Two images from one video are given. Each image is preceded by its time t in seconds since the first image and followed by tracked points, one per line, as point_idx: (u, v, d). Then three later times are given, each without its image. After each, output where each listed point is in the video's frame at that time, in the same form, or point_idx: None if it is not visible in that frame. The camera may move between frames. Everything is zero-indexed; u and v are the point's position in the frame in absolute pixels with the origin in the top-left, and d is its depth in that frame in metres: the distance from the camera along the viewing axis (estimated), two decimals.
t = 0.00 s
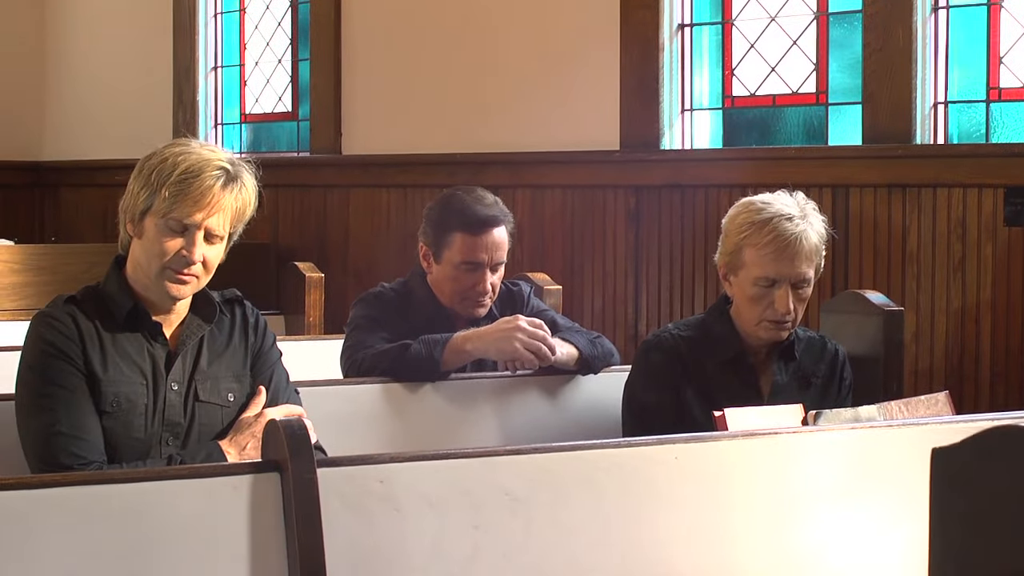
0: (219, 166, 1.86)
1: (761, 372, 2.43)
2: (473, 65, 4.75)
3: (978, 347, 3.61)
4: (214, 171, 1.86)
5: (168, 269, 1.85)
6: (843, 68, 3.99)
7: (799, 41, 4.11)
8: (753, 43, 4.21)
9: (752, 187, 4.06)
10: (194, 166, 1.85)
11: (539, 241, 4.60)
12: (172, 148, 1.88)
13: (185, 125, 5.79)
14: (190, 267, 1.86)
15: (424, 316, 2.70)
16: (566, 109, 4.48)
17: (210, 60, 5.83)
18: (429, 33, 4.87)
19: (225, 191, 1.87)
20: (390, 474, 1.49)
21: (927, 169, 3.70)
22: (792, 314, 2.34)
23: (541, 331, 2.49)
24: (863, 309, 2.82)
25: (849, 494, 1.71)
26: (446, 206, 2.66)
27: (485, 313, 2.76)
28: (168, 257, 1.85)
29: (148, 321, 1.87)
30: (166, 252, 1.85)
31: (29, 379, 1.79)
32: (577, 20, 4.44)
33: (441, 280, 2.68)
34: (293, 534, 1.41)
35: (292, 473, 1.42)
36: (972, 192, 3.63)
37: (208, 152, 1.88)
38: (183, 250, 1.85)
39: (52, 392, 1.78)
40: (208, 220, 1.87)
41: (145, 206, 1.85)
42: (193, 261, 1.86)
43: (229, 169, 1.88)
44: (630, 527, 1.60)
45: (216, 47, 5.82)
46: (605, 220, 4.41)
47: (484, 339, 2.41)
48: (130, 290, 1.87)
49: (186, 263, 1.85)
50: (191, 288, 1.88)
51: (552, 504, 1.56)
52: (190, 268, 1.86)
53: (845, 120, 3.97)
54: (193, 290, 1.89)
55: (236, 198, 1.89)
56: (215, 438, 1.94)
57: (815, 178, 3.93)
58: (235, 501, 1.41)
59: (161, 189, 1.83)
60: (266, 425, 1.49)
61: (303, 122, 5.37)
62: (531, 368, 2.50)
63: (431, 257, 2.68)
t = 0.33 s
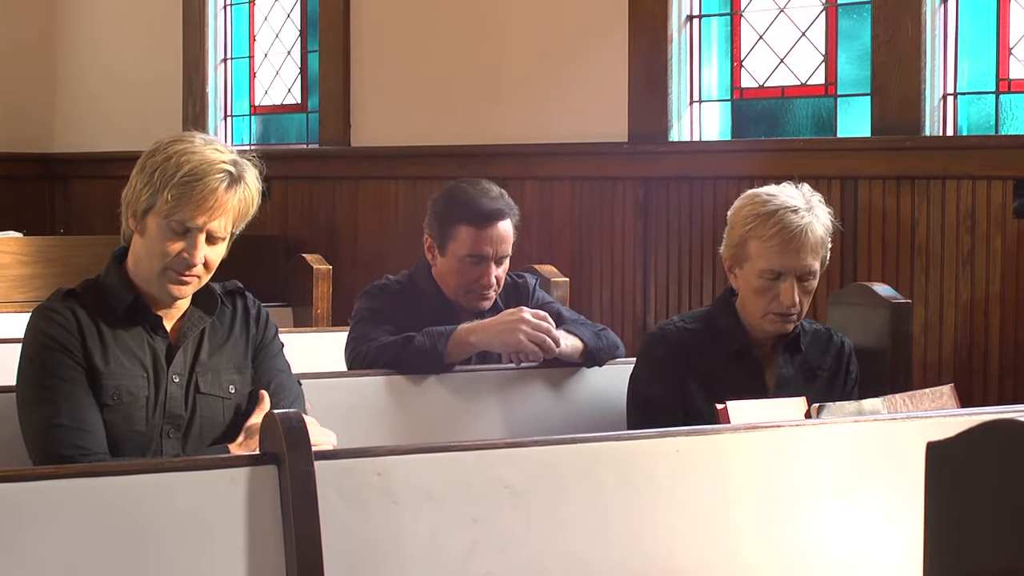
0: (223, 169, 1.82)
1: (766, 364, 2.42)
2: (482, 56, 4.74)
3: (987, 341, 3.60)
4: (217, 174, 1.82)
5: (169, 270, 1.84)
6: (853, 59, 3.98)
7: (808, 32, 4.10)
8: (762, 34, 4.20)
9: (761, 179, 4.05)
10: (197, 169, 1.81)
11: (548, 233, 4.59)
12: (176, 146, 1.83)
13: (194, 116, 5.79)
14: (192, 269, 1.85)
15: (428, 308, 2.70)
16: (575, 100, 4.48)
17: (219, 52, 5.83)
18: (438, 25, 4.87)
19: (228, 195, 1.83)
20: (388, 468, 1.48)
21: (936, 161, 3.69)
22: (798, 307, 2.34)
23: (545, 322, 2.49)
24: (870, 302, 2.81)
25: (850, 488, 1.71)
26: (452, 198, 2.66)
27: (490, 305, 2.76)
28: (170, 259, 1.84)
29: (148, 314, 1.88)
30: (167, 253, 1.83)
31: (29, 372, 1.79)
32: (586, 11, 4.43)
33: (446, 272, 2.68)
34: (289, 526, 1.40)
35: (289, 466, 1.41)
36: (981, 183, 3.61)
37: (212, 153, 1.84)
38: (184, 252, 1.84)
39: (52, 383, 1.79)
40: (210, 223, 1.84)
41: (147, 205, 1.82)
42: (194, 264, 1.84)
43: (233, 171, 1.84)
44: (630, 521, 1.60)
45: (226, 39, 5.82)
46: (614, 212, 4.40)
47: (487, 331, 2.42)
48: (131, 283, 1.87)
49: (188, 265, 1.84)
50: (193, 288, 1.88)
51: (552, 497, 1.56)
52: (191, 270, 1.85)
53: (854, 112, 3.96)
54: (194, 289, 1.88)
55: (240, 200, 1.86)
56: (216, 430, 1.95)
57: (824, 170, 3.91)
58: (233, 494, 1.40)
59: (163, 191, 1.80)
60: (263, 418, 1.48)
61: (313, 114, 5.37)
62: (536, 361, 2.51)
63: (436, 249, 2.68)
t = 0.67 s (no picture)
0: (228, 178, 1.79)
1: (772, 356, 2.42)
2: (491, 47, 4.74)
3: (996, 333, 3.59)
4: (222, 183, 1.78)
5: (171, 273, 1.83)
6: (862, 50, 3.96)
7: (817, 23, 4.08)
8: (771, 25, 4.19)
9: (770, 170, 4.04)
10: (202, 176, 1.78)
11: (557, 224, 4.59)
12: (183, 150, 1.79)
13: (204, 107, 5.80)
14: (194, 272, 1.84)
15: (433, 299, 2.71)
16: (583, 91, 4.47)
17: (230, 43, 5.83)
18: (447, 15, 4.86)
19: (233, 205, 1.80)
20: (386, 460, 1.48)
21: (946, 152, 3.67)
22: (803, 299, 2.33)
23: (550, 314, 2.49)
24: (878, 293, 2.80)
25: (851, 482, 1.71)
26: (457, 189, 2.66)
27: (495, 297, 2.76)
28: (172, 262, 1.82)
29: (152, 308, 1.89)
30: (169, 257, 1.82)
31: (34, 363, 1.79)
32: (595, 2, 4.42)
33: (451, 263, 2.68)
34: (286, 518, 1.40)
35: (287, 458, 1.40)
36: (991, 175, 3.60)
37: (218, 159, 1.80)
38: (186, 257, 1.82)
39: (59, 373, 1.79)
40: (214, 230, 1.81)
41: (151, 207, 1.80)
42: (196, 268, 1.83)
43: (239, 179, 1.81)
44: (630, 513, 1.60)
45: (236, 30, 5.82)
46: (623, 203, 4.40)
47: (491, 323, 2.44)
48: (132, 277, 1.87)
49: (189, 269, 1.83)
50: (194, 288, 1.87)
51: (552, 489, 1.56)
52: (193, 274, 1.84)
53: (864, 102, 3.95)
54: (196, 288, 1.88)
55: (244, 207, 1.83)
56: (218, 421, 1.96)
57: (833, 161, 3.90)
58: (230, 485, 1.39)
59: (167, 197, 1.77)
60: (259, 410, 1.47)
61: (322, 105, 5.37)
62: (540, 353, 2.51)
63: (441, 240, 2.69)
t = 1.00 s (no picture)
0: (229, 176, 1.78)
1: (774, 347, 2.41)
2: (496, 36, 4.73)
3: (1002, 325, 3.57)
4: (221, 181, 1.78)
5: (169, 268, 1.83)
6: (868, 39, 3.95)
7: (823, 12, 4.07)
8: (777, 15, 4.17)
9: (776, 161, 4.02)
10: (202, 173, 1.77)
11: (562, 214, 4.58)
12: (184, 145, 1.79)
13: (211, 97, 5.80)
14: (193, 267, 1.84)
15: (434, 289, 2.71)
16: (589, 81, 4.46)
17: (236, 33, 5.82)
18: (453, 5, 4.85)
19: (233, 202, 1.80)
20: (380, 451, 1.48)
21: (952, 142, 3.66)
22: (806, 290, 2.33)
23: (551, 305, 2.50)
24: (882, 284, 2.79)
25: (852, 475, 1.72)
26: (460, 179, 2.66)
27: (497, 288, 2.76)
28: (170, 257, 1.83)
29: (150, 300, 1.89)
30: (168, 252, 1.82)
31: (37, 350, 1.80)
32: None
33: (453, 254, 2.68)
34: (280, 509, 1.39)
35: (280, 449, 1.39)
36: (997, 165, 3.58)
37: (218, 155, 1.79)
38: (185, 252, 1.82)
39: (61, 360, 1.79)
40: (213, 227, 1.81)
41: (151, 202, 1.80)
42: (195, 264, 1.84)
43: (239, 177, 1.80)
44: (627, 504, 1.60)
45: (242, 20, 5.81)
46: (629, 194, 4.39)
47: (493, 313, 2.43)
48: (131, 268, 1.87)
49: (188, 265, 1.84)
50: (192, 282, 1.88)
51: (549, 479, 1.56)
52: (192, 269, 1.84)
53: (869, 93, 3.93)
54: (194, 282, 1.89)
55: (244, 203, 1.83)
56: (216, 412, 1.96)
57: (839, 151, 3.89)
58: (222, 477, 1.38)
59: (167, 193, 1.77)
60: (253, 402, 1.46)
61: (328, 95, 5.36)
62: (541, 345, 2.51)
63: (442, 230, 2.69)
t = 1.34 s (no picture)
0: (229, 169, 1.79)
1: (776, 338, 2.41)
2: (502, 26, 4.72)
3: (1008, 315, 3.56)
4: (222, 174, 1.78)
5: (169, 259, 1.84)
6: (874, 29, 3.93)
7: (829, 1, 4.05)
8: (782, 5, 4.16)
9: (782, 151, 4.01)
10: (203, 165, 1.78)
11: (568, 205, 4.58)
12: (186, 136, 1.79)
13: (218, 88, 5.79)
14: (192, 259, 1.85)
15: (436, 279, 2.71)
16: (594, 71, 4.46)
17: (242, 23, 5.81)
18: None
19: (232, 194, 1.80)
20: (376, 442, 1.48)
21: (957, 131, 3.65)
22: (807, 281, 2.32)
23: (553, 296, 2.50)
24: (886, 274, 2.78)
25: (851, 465, 1.72)
26: (462, 169, 2.66)
27: (499, 278, 2.76)
28: (170, 248, 1.83)
29: (150, 291, 1.90)
30: (168, 243, 1.82)
31: (35, 342, 1.80)
32: None
33: (455, 244, 2.68)
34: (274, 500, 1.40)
35: (275, 440, 1.40)
36: (1003, 155, 3.57)
37: (219, 148, 1.79)
38: (185, 244, 1.83)
39: (58, 352, 1.80)
40: (213, 220, 1.82)
41: (151, 193, 1.80)
42: (194, 256, 1.84)
43: (240, 170, 1.81)
44: (623, 495, 1.60)
45: (248, 11, 5.80)
46: (634, 184, 4.38)
47: (494, 304, 2.44)
48: (131, 258, 1.88)
49: (188, 257, 1.84)
50: (192, 274, 1.88)
51: (546, 470, 1.56)
52: (191, 261, 1.85)
53: (875, 82, 3.92)
54: (193, 273, 1.89)
55: (244, 196, 1.83)
56: (215, 402, 1.96)
57: (845, 141, 3.88)
58: (217, 468, 1.39)
59: (167, 185, 1.77)
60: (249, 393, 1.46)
61: (334, 86, 5.36)
62: (542, 335, 2.52)
63: (445, 221, 2.69)
